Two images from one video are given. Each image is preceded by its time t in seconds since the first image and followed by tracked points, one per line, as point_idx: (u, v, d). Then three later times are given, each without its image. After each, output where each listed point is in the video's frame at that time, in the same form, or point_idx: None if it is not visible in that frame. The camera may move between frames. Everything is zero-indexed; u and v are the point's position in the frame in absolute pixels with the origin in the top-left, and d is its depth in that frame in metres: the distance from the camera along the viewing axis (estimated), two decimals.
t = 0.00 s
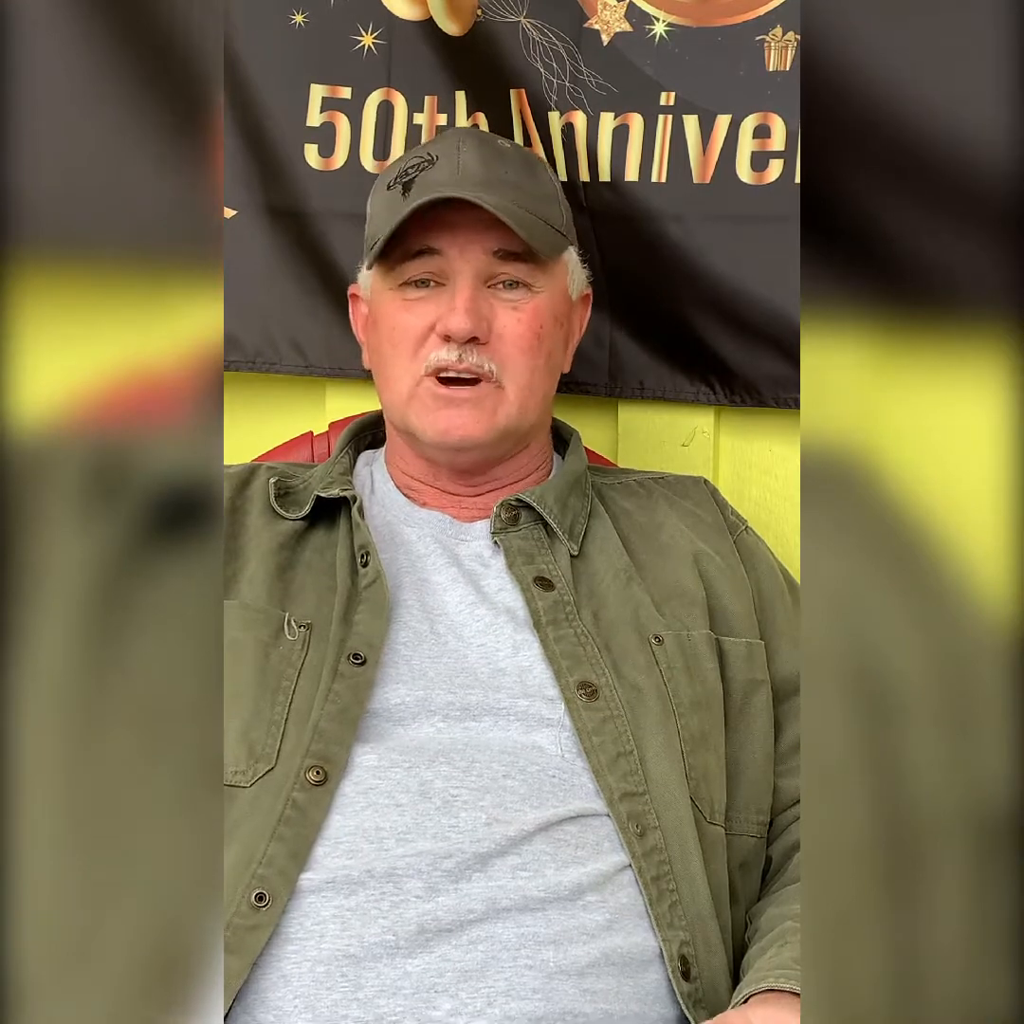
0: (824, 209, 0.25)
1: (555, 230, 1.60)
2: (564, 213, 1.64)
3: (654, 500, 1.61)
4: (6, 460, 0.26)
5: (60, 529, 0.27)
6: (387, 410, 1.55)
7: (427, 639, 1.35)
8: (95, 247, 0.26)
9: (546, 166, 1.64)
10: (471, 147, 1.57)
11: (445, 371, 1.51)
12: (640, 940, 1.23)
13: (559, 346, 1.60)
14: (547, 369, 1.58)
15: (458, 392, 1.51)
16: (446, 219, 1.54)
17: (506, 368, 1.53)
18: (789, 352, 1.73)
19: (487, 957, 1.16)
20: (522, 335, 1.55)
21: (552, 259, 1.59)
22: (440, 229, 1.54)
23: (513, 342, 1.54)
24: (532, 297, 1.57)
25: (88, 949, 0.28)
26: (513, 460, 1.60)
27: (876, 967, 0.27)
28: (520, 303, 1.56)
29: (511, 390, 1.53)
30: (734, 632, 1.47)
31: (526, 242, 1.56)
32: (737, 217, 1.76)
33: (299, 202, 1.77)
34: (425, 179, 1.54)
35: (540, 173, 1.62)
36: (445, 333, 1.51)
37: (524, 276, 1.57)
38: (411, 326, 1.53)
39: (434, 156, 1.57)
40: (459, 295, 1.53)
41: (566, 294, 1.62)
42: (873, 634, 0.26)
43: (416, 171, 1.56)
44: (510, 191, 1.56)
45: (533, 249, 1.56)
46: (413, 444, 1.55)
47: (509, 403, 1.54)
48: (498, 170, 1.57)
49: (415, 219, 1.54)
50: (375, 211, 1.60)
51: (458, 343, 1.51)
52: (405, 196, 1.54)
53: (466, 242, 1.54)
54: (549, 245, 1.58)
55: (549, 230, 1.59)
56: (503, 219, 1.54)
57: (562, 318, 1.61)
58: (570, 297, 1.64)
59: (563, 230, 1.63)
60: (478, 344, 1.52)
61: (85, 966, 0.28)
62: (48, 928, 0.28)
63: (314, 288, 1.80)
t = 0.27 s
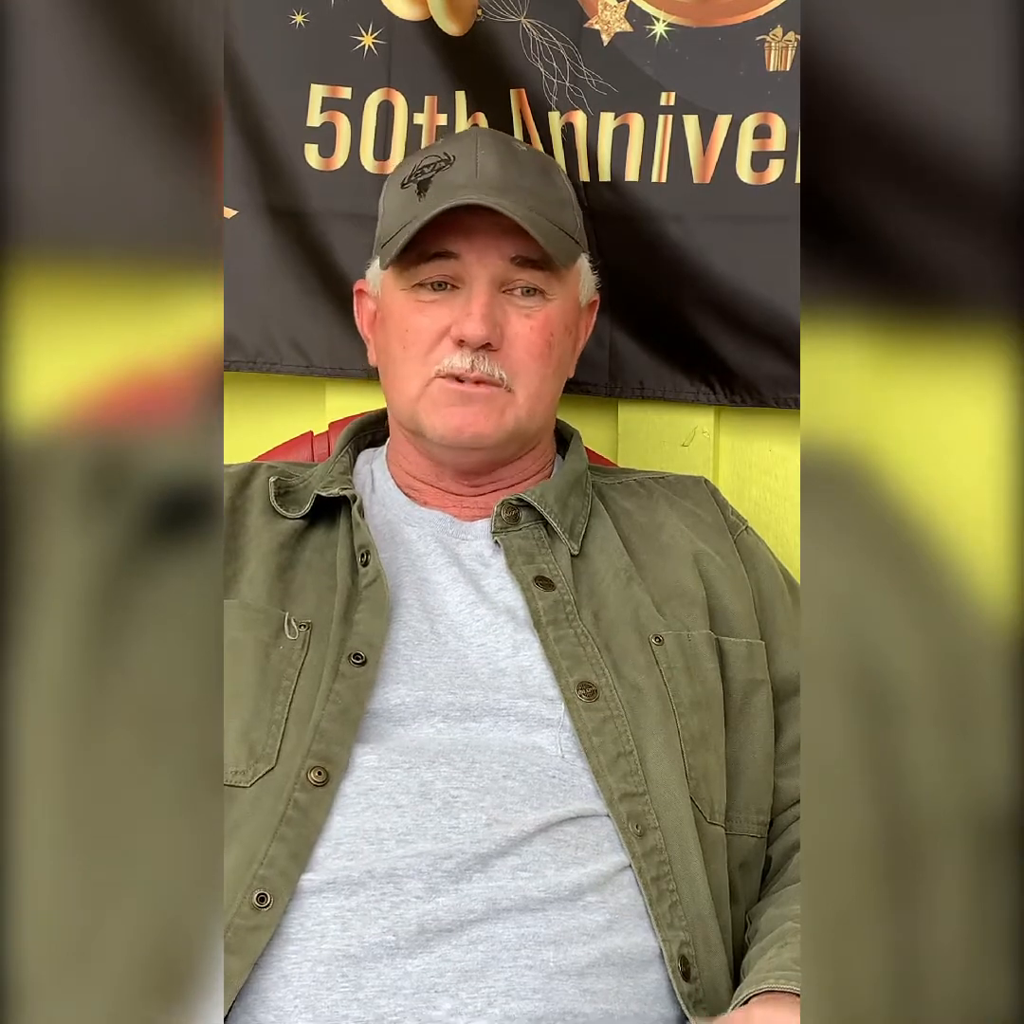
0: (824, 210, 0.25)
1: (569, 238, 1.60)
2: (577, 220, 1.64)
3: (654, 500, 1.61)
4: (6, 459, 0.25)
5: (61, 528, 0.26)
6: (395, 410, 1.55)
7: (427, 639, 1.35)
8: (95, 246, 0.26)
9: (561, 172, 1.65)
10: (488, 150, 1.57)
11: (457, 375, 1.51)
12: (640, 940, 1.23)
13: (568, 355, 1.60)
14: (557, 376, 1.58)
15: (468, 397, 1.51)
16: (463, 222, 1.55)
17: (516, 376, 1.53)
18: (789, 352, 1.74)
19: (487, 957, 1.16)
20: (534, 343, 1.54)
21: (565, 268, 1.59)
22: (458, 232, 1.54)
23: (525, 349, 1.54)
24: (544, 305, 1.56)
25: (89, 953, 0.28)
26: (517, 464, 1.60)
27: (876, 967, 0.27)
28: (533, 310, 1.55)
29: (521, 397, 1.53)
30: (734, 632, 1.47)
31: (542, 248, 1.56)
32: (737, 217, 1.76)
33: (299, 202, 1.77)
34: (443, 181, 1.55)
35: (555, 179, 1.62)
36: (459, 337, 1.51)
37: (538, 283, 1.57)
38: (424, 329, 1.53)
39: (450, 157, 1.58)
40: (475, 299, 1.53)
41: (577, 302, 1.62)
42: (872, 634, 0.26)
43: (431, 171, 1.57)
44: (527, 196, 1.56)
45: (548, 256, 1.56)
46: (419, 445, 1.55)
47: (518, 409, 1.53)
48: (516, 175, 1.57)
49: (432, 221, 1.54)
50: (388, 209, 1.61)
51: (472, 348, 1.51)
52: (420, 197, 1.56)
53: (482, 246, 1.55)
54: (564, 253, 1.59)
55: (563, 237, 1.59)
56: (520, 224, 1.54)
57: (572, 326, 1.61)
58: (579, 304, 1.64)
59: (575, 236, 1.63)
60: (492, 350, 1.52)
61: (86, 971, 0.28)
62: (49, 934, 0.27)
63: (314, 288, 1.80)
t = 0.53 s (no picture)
0: (825, 209, 0.25)
1: (575, 238, 1.60)
2: (582, 221, 1.64)
3: (654, 500, 1.61)
4: (5, 461, 0.25)
5: (59, 528, 0.26)
6: (398, 410, 1.55)
7: (427, 639, 1.35)
8: (95, 241, 0.26)
9: (567, 174, 1.65)
10: (495, 150, 1.57)
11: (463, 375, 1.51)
12: (641, 941, 1.23)
13: (573, 355, 1.60)
14: (562, 377, 1.58)
15: (473, 397, 1.51)
16: (470, 222, 1.55)
17: (524, 377, 1.53)
18: (789, 352, 1.74)
19: (488, 957, 1.16)
20: (540, 343, 1.55)
21: (572, 269, 1.59)
22: (466, 232, 1.55)
23: (531, 350, 1.54)
24: (551, 306, 1.57)
25: (89, 962, 0.27)
26: (520, 464, 1.60)
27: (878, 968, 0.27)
28: (539, 311, 1.56)
29: (527, 397, 1.53)
30: (734, 632, 1.47)
31: (549, 249, 1.56)
32: (737, 217, 1.76)
33: (299, 202, 1.77)
34: (449, 181, 1.56)
35: (562, 181, 1.62)
36: (466, 337, 1.51)
37: (545, 284, 1.57)
38: (430, 329, 1.53)
39: (457, 156, 1.58)
40: (482, 299, 1.53)
41: (582, 303, 1.62)
42: (873, 634, 0.26)
43: (437, 170, 1.58)
44: (534, 197, 1.56)
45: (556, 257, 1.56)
46: (423, 445, 1.55)
47: (525, 411, 1.53)
48: (523, 176, 1.57)
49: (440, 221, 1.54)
50: (393, 208, 1.62)
51: (479, 348, 1.51)
52: (427, 196, 1.56)
53: (489, 246, 1.55)
54: (571, 254, 1.59)
55: (570, 238, 1.59)
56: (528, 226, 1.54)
57: (577, 327, 1.61)
58: (584, 305, 1.64)
59: (582, 239, 1.63)
60: (499, 351, 1.52)
61: (84, 981, 0.27)
62: (48, 941, 0.27)
63: (315, 288, 1.80)
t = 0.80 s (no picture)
0: (825, 209, 0.25)
1: (572, 235, 1.60)
2: (580, 218, 1.64)
3: (654, 500, 1.61)
4: (5, 461, 0.25)
5: (60, 528, 0.26)
6: (397, 408, 1.55)
7: (427, 639, 1.35)
8: (95, 242, 0.26)
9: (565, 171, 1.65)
10: (491, 147, 1.57)
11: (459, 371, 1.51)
12: (641, 941, 1.23)
13: (571, 352, 1.60)
14: (560, 374, 1.58)
15: (470, 393, 1.51)
16: (466, 219, 1.55)
17: (520, 373, 1.53)
18: (789, 352, 1.74)
19: (488, 958, 1.16)
20: (537, 340, 1.54)
21: (569, 265, 1.59)
22: (461, 229, 1.55)
23: (528, 347, 1.54)
24: (548, 302, 1.57)
25: (90, 961, 0.27)
26: (519, 463, 1.60)
27: (878, 967, 0.27)
28: (536, 307, 1.56)
29: (525, 394, 1.53)
30: (734, 632, 1.47)
31: (545, 246, 1.56)
32: (737, 217, 1.76)
33: (299, 202, 1.77)
34: (446, 178, 1.55)
35: (559, 179, 1.62)
36: (462, 333, 1.51)
37: (541, 280, 1.57)
38: (425, 326, 1.53)
39: (454, 155, 1.58)
40: (477, 296, 1.53)
41: (580, 300, 1.62)
42: (874, 634, 0.26)
43: (434, 169, 1.58)
44: (530, 193, 1.56)
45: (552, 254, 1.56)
46: (421, 443, 1.55)
47: (522, 407, 1.53)
48: (519, 172, 1.57)
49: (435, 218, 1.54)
50: (391, 207, 1.61)
51: (475, 344, 1.51)
52: (423, 195, 1.56)
53: (485, 243, 1.55)
54: (568, 250, 1.59)
55: (567, 235, 1.59)
56: (524, 221, 1.54)
57: (575, 324, 1.61)
58: (582, 303, 1.64)
59: (580, 236, 1.63)
60: (495, 346, 1.52)
61: (85, 982, 0.27)
62: (49, 941, 0.27)
63: (315, 288, 1.80)
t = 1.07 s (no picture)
0: (825, 209, 0.25)
1: (574, 237, 1.60)
2: (583, 219, 1.64)
3: (654, 500, 1.61)
4: (5, 461, 0.25)
5: (60, 528, 0.26)
6: (397, 408, 1.55)
7: (427, 639, 1.35)
8: (95, 241, 0.26)
9: (568, 172, 1.65)
10: (494, 148, 1.57)
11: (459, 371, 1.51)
12: (640, 941, 1.23)
13: (573, 354, 1.60)
14: (562, 375, 1.58)
15: (471, 394, 1.51)
16: (468, 220, 1.55)
17: (521, 374, 1.53)
18: (789, 352, 1.74)
19: (488, 958, 1.16)
20: (538, 341, 1.55)
21: (571, 267, 1.59)
22: (464, 230, 1.55)
23: (529, 348, 1.54)
24: (550, 304, 1.57)
25: (90, 961, 0.27)
26: (519, 463, 1.60)
27: (877, 966, 0.27)
28: (538, 308, 1.56)
29: (526, 395, 1.53)
30: (734, 632, 1.47)
31: (548, 247, 1.56)
32: (737, 217, 1.76)
33: (299, 202, 1.77)
34: (449, 179, 1.55)
35: (562, 180, 1.62)
36: (463, 334, 1.51)
37: (544, 282, 1.57)
38: (427, 326, 1.53)
39: (457, 156, 1.58)
40: (479, 297, 1.53)
41: (582, 302, 1.62)
42: (873, 634, 0.26)
43: (437, 169, 1.58)
44: (533, 195, 1.56)
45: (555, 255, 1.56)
46: (422, 443, 1.55)
47: (522, 408, 1.53)
48: (522, 173, 1.57)
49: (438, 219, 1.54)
50: (393, 207, 1.62)
51: (476, 345, 1.51)
52: (426, 195, 1.56)
53: (488, 244, 1.55)
54: (571, 252, 1.59)
55: (570, 236, 1.59)
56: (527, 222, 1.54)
57: (577, 326, 1.61)
58: (584, 304, 1.64)
59: (581, 238, 1.63)
60: (496, 346, 1.52)
61: (85, 981, 0.27)
62: (49, 940, 0.27)
63: (315, 288, 1.80)
